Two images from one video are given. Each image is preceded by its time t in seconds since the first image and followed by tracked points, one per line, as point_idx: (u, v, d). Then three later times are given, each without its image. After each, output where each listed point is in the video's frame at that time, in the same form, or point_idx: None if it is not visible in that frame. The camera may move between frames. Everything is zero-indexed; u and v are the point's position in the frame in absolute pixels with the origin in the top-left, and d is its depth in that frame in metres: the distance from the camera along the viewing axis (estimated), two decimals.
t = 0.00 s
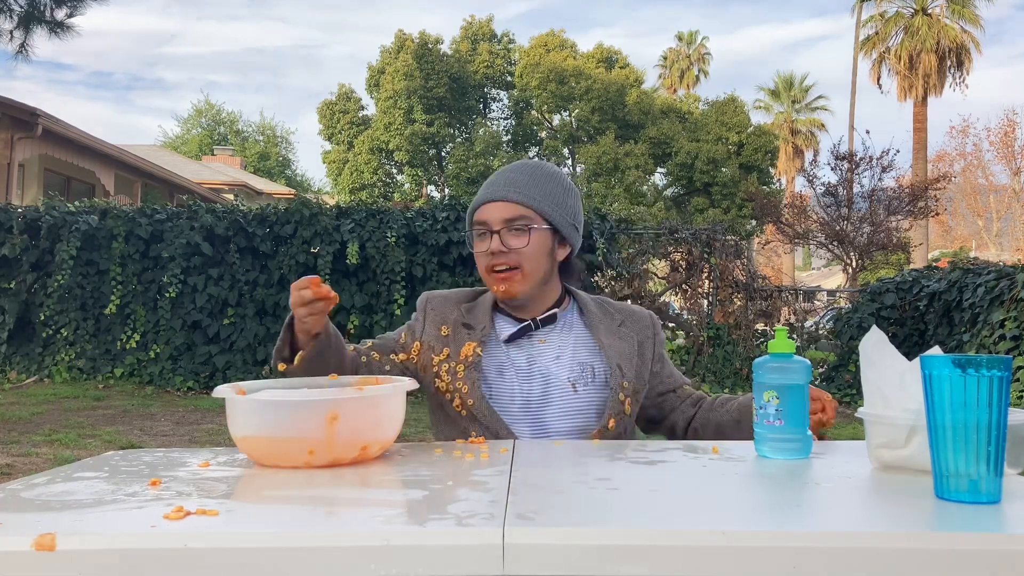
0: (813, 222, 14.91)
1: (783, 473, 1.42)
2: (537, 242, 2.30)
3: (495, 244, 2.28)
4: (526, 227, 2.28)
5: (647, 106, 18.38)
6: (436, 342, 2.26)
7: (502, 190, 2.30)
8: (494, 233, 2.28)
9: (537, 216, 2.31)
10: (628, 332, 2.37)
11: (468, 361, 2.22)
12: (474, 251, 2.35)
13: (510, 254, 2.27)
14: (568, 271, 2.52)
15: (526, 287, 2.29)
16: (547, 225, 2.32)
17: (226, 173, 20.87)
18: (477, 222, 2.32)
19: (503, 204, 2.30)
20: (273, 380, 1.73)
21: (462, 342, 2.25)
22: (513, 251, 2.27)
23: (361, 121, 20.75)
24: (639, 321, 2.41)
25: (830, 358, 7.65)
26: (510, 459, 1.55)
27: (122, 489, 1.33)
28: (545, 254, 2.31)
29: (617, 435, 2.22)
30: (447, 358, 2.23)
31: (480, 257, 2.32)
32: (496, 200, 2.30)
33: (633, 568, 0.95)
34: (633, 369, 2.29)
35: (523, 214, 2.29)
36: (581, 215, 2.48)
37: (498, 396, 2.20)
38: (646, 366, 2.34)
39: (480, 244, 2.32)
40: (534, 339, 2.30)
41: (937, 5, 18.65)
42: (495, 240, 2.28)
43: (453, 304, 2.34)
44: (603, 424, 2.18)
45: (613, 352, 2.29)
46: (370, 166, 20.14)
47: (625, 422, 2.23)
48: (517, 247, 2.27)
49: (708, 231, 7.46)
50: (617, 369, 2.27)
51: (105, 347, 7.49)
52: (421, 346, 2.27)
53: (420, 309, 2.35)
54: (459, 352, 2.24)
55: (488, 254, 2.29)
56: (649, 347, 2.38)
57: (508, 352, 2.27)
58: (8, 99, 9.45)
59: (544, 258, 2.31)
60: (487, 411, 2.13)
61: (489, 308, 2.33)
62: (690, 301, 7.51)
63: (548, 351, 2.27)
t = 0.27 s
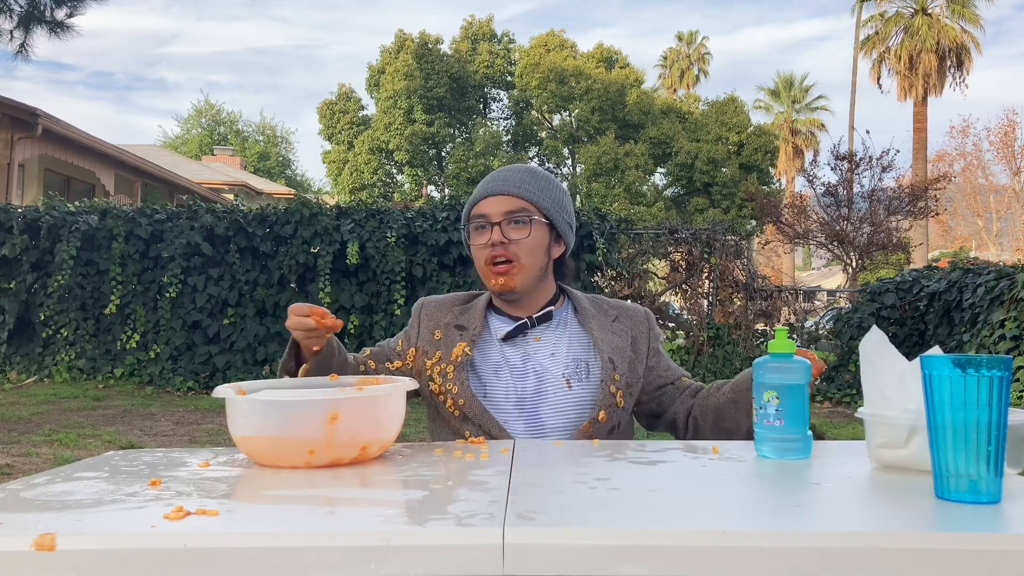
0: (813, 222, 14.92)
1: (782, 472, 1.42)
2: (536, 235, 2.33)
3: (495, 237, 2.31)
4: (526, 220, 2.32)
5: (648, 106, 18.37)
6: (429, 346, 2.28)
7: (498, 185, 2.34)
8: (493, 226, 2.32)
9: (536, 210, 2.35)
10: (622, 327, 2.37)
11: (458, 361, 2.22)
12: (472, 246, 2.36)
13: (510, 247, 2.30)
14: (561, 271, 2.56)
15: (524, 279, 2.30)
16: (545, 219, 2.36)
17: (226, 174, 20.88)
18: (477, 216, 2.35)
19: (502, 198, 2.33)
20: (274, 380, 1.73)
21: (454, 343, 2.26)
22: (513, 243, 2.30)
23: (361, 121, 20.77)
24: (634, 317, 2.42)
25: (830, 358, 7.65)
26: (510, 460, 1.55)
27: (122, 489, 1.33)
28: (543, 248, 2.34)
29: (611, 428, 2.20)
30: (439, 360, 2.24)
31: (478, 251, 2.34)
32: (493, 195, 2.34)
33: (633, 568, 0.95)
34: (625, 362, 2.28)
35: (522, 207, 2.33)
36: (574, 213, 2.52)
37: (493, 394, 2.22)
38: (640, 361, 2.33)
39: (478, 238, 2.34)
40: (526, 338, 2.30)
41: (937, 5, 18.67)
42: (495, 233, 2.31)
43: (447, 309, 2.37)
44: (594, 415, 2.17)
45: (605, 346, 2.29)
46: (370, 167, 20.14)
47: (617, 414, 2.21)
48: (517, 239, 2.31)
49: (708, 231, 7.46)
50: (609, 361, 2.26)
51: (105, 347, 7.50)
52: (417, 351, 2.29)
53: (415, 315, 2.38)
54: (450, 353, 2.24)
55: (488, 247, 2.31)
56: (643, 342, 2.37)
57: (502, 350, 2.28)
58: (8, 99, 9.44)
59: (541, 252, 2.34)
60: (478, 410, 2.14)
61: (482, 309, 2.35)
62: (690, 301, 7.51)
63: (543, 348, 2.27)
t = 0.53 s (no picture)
0: (813, 222, 14.92)
1: (781, 472, 1.42)
2: (533, 234, 2.33)
3: (491, 236, 2.31)
4: (522, 219, 2.32)
5: (648, 105, 18.36)
6: (427, 347, 2.29)
7: (495, 185, 2.35)
8: (490, 226, 2.32)
9: (533, 210, 2.35)
10: (619, 325, 2.37)
11: (455, 362, 2.22)
12: (469, 247, 2.36)
13: (507, 246, 2.30)
14: (559, 271, 2.57)
15: (522, 277, 2.30)
16: (541, 219, 2.37)
17: (226, 173, 20.88)
18: (473, 216, 2.36)
19: (498, 199, 2.34)
20: (274, 380, 1.73)
21: (452, 343, 2.27)
22: (510, 243, 2.30)
23: (361, 121, 20.77)
24: (631, 315, 2.42)
25: (830, 358, 7.65)
26: (510, 460, 1.54)
27: (122, 489, 1.33)
28: (539, 248, 2.34)
29: (609, 425, 2.20)
30: (437, 360, 2.24)
31: (474, 251, 2.34)
32: (489, 196, 2.35)
33: (633, 568, 0.95)
34: (623, 359, 2.28)
35: (519, 206, 2.33)
36: (570, 215, 2.52)
37: (491, 393, 2.22)
38: (638, 358, 2.33)
39: (475, 239, 2.34)
40: (524, 337, 2.30)
41: (937, 5, 18.67)
42: (491, 232, 2.31)
43: (445, 309, 2.38)
44: (591, 412, 2.17)
45: (603, 344, 2.29)
46: (370, 166, 20.14)
47: (615, 412, 2.21)
48: (513, 239, 2.31)
49: (708, 231, 7.47)
50: (607, 359, 2.26)
51: (105, 347, 7.50)
52: (415, 352, 2.29)
53: (414, 316, 2.40)
54: (448, 352, 2.24)
55: (484, 247, 2.31)
56: (641, 340, 2.37)
57: (501, 350, 2.28)
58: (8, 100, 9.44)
59: (538, 251, 2.34)
60: (476, 410, 2.13)
61: (479, 309, 2.35)
62: (690, 301, 7.51)
63: (541, 347, 2.27)
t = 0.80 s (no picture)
0: (813, 221, 14.93)
1: (781, 473, 1.42)
2: (533, 234, 2.33)
3: (493, 235, 2.31)
4: (523, 219, 2.32)
5: (648, 105, 18.35)
6: (427, 348, 2.28)
7: (497, 185, 2.35)
8: (491, 225, 2.32)
9: (534, 210, 2.36)
10: (620, 325, 2.37)
11: (455, 363, 2.22)
12: (470, 247, 2.36)
13: (508, 246, 2.30)
14: (559, 271, 2.57)
15: (523, 277, 2.30)
16: (542, 219, 2.37)
17: (226, 173, 20.88)
18: (475, 216, 2.35)
19: (500, 198, 2.34)
20: (275, 380, 1.73)
21: (452, 344, 2.26)
22: (511, 242, 2.30)
23: (361, 121, 20.75)
24: (632, 316, 2.42)
25: (830, 358, 7.64)
26: (510, 460, 1.54)
27: (122, 489, 1.33)
28: (540, 247, 2.34)
29: (609, 426, 2.21)
30: (437, 361, 2.24)
31: (475, 251, 2.34)
32: (491, 195, 2.35)
33: (632, 568, 0.95)
34: (623, 360, 2.28)
35: (520, 206, 2.33)
36: (571, 216, 2.53)
37: (492, 395, 2.22)
38: (639, 359, 2.33)
39: (476, 239, 2.34)
40: (525, 337, 2.30)
41: (937, 5, 18.67)
42: (492, 232, 2.31)
43: (445, 310, 2.38)
44: (591, 413, 2.18)
45: (603, 344, 2.28)
46: (370, 166, 20.15)
47: (615, 412, 2.21)
48: (515, 239, 2.31)
49: (708, 231, 7.47)
50: (607, 360, 2.26)
51: (105, 347, 7.50)
52: (415, 354, 2.30)
53: (413, 318, 2.39)
54: (448, 354, 2.24)
55: (486, 246, 2.31)
56: (642, 340, 2.37)
57: (501, 351, 2.28)
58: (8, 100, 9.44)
59: (539, 250, 2.34)
60: (476, 412, 2.14)
61: (479, 309, 2.35)
62: (690, 301, 7.51)
63: (542, 348, 2.27)
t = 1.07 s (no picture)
0: (813, 222, 14.93)
1: (781, 472, 1.42)
2: (533, 235, 2.34)
3: (493, 236, 2.31)
4: (523, 220, 2.33)
5: (648, 106, 18.35)
6: (427, 351, 2.29)
7: (497, 185, 2.35)
8: (491, 226, 2.32)
9: (534, 210, 2.36)
10: (620, 326, 2.37)
11: (454, 365, 2.23)
12: (470, 247, 2.36)
13: (508, 248, 2.30)
14: (560, 271, 2.57)
15: (522, 278, 2.30)
16: (543, 219, 2.37)
17: (226, 173, 20.88)
18: (475, 216, 2.36)
19: (500, 199, 2.34)
20: (275, 380, 1.73)
21: (450, 347, 2.27)
22: (512, 244, 2.30)
23: (361, 121, 20.75)
24: (632, 316, 2.42)
25: (830, 358, 7.65)
26: (511, 460, 1.54)
27: (123, 489, 1.33)
28: (540, 248, 2.35)
29: (610, 428, 2.21)
30: (436, 364, 2.25)
31: (475, 251, 2.34)
32: (491, 196, 2.35)
33: (632, 568, 0.95)
34: (623, 362, 2.28)
35: (520, 207, 2.33)
36: (572, 216, 2.52)
37: (491, 396, 2.22)
38: (639, 361, 2.33)
39: (477, 240, 2.34)
40: (524, 338, 2.30)
41: (937, 5, 18.67)
42: (492, 232, 2.31)
43: (444, 311, 2.38)
44: (592, 416, 2.18)
45: (603, 346, 2.28)
46: (370, 166, 20.16)
47: (616, 415, 2.22)
48: (515, 240, 2.31)
49: (708, 231, 7.47)
50: (608, 362, 2.26)
51: (105, 347, 7.50)
52: (415, 357, 2.31)
53: (413, 320, 2.40)
54: (447, 356, 2.25)
55: (486, 247, 2.31)
56: (642, 341, 2.37)
57: (501, 352, 2.28)
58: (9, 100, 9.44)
59: (538, 251, 2.34)
60: (476, 415, 2.14)
61: (479, 310, 2.36)
62: (690, 301, 7.50)
63: (541, 350, 2.27)
